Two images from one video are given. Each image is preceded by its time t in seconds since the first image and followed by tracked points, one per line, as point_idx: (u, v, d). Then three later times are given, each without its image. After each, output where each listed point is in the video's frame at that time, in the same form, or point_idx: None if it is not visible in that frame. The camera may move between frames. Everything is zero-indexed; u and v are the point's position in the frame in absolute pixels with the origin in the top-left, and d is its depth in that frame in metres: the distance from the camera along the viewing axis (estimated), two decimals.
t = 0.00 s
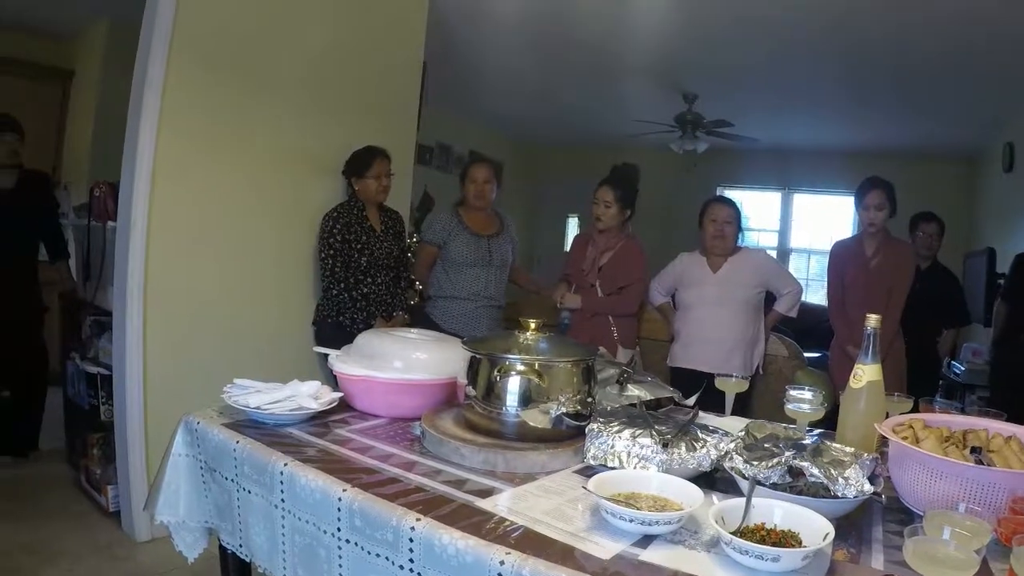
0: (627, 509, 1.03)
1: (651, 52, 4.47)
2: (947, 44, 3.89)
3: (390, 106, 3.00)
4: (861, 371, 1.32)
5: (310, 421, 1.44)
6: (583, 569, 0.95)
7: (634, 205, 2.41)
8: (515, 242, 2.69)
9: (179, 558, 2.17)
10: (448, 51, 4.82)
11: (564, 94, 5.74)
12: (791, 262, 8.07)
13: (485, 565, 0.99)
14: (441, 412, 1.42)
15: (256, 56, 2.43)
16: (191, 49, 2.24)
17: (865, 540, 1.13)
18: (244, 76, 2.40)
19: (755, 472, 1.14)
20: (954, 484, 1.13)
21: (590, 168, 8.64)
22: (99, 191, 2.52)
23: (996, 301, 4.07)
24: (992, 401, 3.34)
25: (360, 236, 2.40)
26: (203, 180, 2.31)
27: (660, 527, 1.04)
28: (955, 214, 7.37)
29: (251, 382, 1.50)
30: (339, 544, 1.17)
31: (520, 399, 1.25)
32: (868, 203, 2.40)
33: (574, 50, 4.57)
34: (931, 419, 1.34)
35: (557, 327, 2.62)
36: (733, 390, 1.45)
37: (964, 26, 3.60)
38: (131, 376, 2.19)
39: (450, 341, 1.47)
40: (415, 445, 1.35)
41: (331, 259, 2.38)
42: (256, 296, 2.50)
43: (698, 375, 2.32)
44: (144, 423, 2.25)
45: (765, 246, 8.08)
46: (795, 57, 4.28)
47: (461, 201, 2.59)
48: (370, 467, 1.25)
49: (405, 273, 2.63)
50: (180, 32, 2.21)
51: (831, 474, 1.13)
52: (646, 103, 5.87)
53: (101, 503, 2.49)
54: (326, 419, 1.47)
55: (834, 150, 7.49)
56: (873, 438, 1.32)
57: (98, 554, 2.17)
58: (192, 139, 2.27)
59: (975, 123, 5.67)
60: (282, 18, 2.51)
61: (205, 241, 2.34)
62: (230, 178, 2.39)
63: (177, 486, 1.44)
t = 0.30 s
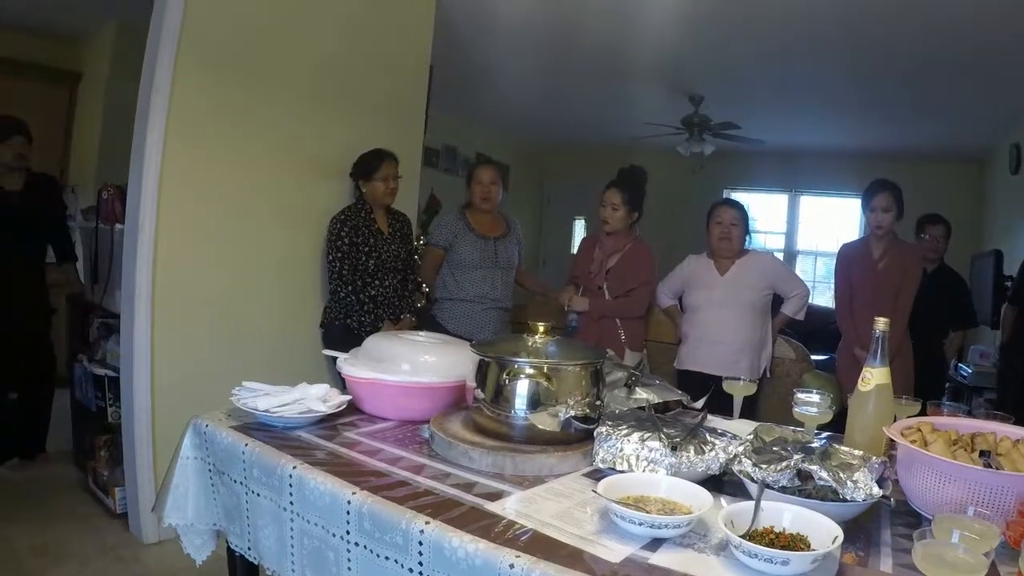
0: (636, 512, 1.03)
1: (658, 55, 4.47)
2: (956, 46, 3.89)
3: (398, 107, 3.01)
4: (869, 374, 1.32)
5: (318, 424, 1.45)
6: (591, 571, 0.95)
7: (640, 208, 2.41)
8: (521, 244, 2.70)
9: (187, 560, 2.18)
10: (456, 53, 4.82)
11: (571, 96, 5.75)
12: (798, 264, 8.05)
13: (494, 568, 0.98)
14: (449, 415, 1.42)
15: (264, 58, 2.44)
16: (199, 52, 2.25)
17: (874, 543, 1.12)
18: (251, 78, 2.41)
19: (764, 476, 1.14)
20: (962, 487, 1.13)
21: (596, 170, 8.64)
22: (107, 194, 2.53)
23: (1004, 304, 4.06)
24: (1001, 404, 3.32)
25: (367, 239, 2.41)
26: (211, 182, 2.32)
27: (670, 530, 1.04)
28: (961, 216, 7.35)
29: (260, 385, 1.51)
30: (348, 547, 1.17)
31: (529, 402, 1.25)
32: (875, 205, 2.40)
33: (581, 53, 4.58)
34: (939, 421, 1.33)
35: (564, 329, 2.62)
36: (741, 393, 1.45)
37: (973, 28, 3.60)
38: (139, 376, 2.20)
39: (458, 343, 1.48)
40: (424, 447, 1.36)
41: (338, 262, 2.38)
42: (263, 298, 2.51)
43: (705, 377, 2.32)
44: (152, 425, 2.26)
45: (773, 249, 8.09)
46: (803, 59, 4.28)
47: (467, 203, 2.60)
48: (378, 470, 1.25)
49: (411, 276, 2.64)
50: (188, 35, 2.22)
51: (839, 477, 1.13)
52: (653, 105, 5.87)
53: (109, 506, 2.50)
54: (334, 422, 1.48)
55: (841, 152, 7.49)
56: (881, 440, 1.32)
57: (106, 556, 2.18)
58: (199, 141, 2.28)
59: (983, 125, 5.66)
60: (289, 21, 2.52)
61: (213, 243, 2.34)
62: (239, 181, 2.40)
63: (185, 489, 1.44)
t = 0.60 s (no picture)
0: (640, 512, 1.03)
1: (661, 56, 4.48)
2: (961, 46, 3.88)
3: (402, 107, 3.01)
4: (873, 373, 1.32)
5: (323, 424, 1.45)
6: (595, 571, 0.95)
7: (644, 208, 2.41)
8: (525, 244, 2.70)
9: (191, 561, 2.18)
10: (460, 55, 4.83)
11: (574, 97, 5.75)
12: (802, 264, 8.04)
13: (499, 568, 0.98)
14: (454, 415, 1.42)
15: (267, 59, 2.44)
16: (202, 53, 2.25)
17: (878, 542, 1.12)
18: (254, 79, 2.41)
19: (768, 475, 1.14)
20: (966, 486, 1.13)
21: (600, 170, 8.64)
22: (111, 196, 2.53)
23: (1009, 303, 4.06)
24: (1006, 403, 3.31)
25: (372, 240, 2.41)
26: (215, 183, 2.32)
27: (674, 530, 1.04)
28: (965, 216, 7.34)
29: (264, 386, 1.51)
30: (353, 548, 1.17)
31: (533, 402, 1.25)
32: (879, 205, 2.40)
33: (584, 53, 4.58)
34: (944, 420, 1.33)
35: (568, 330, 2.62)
36: (746, 392, 1.45)
37: (978, 28, 3.60)
38: (144, 377, 2.21)
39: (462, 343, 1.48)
40: (428, 448, 1.36)
41: (342, 263, 2.39)
42: (266, 299, 2.51)
43: (710, 377, 2.32)
44: (157, 426, 2.26)
45: (777, 249, 8.08)
46: (808, 59, 4.28)
47: (471, 204, 2.61)
48: (383, 470, 1.25)
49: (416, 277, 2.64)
50: (191, 36, 2.22)
51: (844, 476, 1.12)
52: (657, 106, 5.87)
53: (114, 507, 2.50)
54: (339, 423, 1.48)
55: (844, 151, 7.48)
56: (885, 440, 1.32)
57: (111, 557, 2.18)
58: (203, 142, 2.28)
59: (987, 124, 5.66)
60: (291, 22, 2.52)
61: (217, 244, 2.35)
62: (243, 182, 2.40)
63: (190, 490, 1.45)
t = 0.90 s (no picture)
0: (647, 513, 1.03)
1: (665, 56, 4.48)
2: (966, 46, 3.88)
3: (404, 108, 3.01)
4: (878, 374, 1.32)
5: (328, 426, 1.45)
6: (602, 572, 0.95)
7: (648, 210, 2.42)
8: (529, 246, 2.70)
9: (196, 562, 2.18)
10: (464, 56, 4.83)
11: (579, 98, 5.75)
12: (805, 264, 8.05)
13: (506, 570, 0.98)
14: (459, 417, 1.43)
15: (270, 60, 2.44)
16: (206, 54, 2.25)
17: (884, 543, 1.12)
18: (258, 80, 2.41)
19: (774, 476, 1.14)
20: (973, 487, 1.13)
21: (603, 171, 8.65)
22: (115, 197, 2.54)
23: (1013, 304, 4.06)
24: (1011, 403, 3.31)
25: (376, 241, 2.42)
26: (219, 184, 2.33)
27: (681, 531, 1.04)
28: (968, 216, 7.34)
29: (269, 388, 1.52)
30: (359, 550, 1.17)
31: (539, 404, 1.25)
32: (883, 205, 2.40)
33: (588, 54, 4.59)
34: (949, 421, 1.33)
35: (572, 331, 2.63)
36: (751, 394, 1.45)
37: (982, 28, 3.60)
38: (148, 379, 2.20)
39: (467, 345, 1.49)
40: (433, 449, 1.36)
41: (347, 264, 2.39)
42: (270, 300, 2.52)
43: (715, 378, 2.32)
44: (161, 428, 2.26)
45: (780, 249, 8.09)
46: (813, 60, 4.29)
47: (474, 206, 2.61)
48: (389, 472, 1.26)
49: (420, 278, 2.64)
50: (195, 38, 2.22)
51: (850, 477, 1.12)
52: (661, 107, 5.87)
53: (118, 509, 2.51)
54: (344, 424, 1.48)
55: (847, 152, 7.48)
56: (890, 441, 1.32)
57: (116, 559, 2.19)
58: (207, 144, 2.28)
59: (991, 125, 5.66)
60: (294, 22, 2.52)
61: (221, 245, 2.35)
62: (247, 183, 2.40)
63: (196, 491, 1.45)
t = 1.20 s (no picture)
0: (651, 515, 1.03)
1: (666, 57, 4.49)
2: (969, 46, 3.88)
3: (406, 109, 3.01)
4: (882, 376, 1.32)
5: (332, 428, 1.45)
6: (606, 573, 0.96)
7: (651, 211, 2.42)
8: (533, 247, 2.70)
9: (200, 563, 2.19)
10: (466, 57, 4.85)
11: (581, 99, 5.76)
12: (808, 265, 8.06)
13: (510, 573, 0.98)
14: (463, 419, 1.43)
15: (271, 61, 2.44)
16: (208, 56, 2.26)
17: (888, 545, 1.12)
18: (260, 82, 2.41)
19: (778, 477, 1.14)
20: (977, 487, 1.13)
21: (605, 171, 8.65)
22: (118, 200, 2.54)
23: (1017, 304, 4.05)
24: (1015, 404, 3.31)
25: (379, 242, 2.42)
26: (222, 187, 2.33)
27: (685, 533, 1.04)
28: (971, 216, 7.33)
29: (273, 390, 1.52)
30: (364, 551, 1.17)
31: (543, 405, 1.26)
32: (886, 206, 2.40)
33: (589, 56, 4.59)
34: (952, 423, 1.33)
35: (575, 332, 2.63)
36: (755, 395, 1.45)
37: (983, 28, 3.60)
38: (152, 381, 2.21)
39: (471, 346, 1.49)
40: (437, 451, 1.36)
41: (350, 266, 2.40)
42: (272, 302, 2.52)
43: (718, 380, 2.32)
44: (164, 430, 2.26)
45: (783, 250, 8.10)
46: (816, 61, 4.29)
47: (477, 208, 2.62)
48: (394, 474, 1.26)
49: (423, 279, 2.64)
50: (197, 40, 2.22)
51: (854, 479, 1.13)
52: (664, 108, 5.87)
53: (121, 510, 2.51)
54: (348, 426, 1.48)
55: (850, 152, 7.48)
56: (895, 442, 1.32)
57: (120, 560, 2.19)
58: (210, 146, 2.28)
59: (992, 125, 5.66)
60: (296, 24, 2.52)
61: (223, 247, 2.35)
62: (249, 185, 2.41)
63: (200, 493, 1.45)
